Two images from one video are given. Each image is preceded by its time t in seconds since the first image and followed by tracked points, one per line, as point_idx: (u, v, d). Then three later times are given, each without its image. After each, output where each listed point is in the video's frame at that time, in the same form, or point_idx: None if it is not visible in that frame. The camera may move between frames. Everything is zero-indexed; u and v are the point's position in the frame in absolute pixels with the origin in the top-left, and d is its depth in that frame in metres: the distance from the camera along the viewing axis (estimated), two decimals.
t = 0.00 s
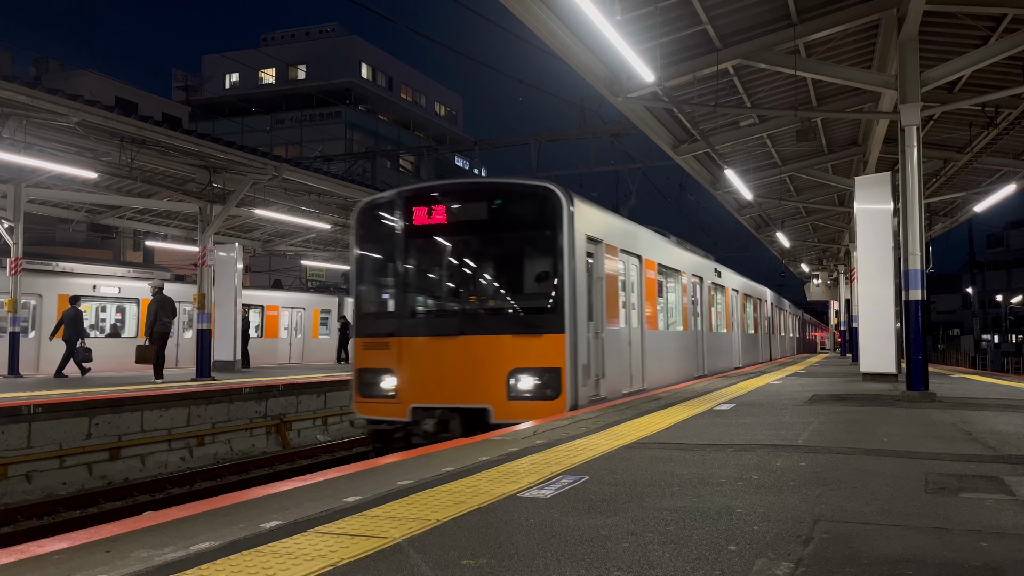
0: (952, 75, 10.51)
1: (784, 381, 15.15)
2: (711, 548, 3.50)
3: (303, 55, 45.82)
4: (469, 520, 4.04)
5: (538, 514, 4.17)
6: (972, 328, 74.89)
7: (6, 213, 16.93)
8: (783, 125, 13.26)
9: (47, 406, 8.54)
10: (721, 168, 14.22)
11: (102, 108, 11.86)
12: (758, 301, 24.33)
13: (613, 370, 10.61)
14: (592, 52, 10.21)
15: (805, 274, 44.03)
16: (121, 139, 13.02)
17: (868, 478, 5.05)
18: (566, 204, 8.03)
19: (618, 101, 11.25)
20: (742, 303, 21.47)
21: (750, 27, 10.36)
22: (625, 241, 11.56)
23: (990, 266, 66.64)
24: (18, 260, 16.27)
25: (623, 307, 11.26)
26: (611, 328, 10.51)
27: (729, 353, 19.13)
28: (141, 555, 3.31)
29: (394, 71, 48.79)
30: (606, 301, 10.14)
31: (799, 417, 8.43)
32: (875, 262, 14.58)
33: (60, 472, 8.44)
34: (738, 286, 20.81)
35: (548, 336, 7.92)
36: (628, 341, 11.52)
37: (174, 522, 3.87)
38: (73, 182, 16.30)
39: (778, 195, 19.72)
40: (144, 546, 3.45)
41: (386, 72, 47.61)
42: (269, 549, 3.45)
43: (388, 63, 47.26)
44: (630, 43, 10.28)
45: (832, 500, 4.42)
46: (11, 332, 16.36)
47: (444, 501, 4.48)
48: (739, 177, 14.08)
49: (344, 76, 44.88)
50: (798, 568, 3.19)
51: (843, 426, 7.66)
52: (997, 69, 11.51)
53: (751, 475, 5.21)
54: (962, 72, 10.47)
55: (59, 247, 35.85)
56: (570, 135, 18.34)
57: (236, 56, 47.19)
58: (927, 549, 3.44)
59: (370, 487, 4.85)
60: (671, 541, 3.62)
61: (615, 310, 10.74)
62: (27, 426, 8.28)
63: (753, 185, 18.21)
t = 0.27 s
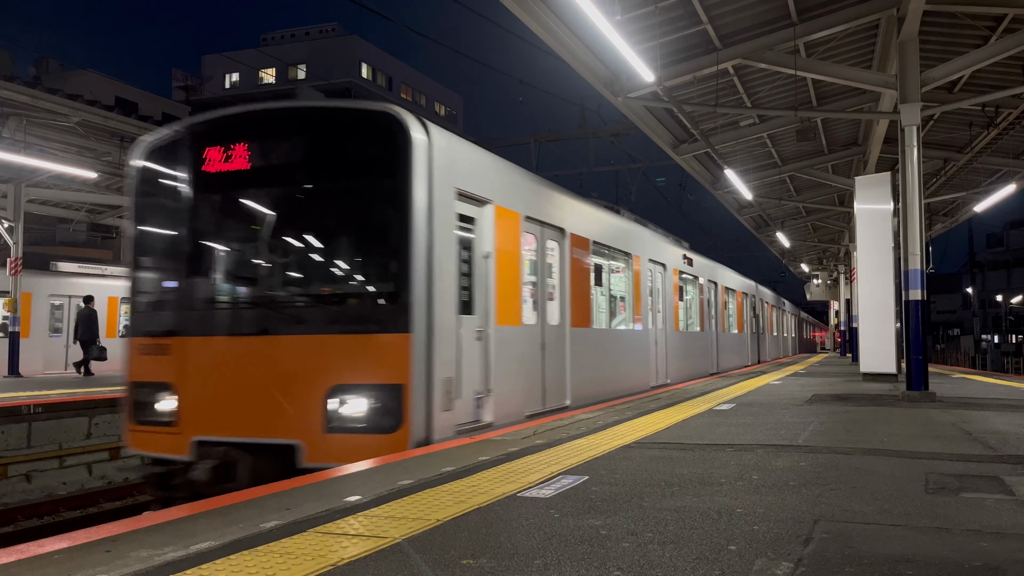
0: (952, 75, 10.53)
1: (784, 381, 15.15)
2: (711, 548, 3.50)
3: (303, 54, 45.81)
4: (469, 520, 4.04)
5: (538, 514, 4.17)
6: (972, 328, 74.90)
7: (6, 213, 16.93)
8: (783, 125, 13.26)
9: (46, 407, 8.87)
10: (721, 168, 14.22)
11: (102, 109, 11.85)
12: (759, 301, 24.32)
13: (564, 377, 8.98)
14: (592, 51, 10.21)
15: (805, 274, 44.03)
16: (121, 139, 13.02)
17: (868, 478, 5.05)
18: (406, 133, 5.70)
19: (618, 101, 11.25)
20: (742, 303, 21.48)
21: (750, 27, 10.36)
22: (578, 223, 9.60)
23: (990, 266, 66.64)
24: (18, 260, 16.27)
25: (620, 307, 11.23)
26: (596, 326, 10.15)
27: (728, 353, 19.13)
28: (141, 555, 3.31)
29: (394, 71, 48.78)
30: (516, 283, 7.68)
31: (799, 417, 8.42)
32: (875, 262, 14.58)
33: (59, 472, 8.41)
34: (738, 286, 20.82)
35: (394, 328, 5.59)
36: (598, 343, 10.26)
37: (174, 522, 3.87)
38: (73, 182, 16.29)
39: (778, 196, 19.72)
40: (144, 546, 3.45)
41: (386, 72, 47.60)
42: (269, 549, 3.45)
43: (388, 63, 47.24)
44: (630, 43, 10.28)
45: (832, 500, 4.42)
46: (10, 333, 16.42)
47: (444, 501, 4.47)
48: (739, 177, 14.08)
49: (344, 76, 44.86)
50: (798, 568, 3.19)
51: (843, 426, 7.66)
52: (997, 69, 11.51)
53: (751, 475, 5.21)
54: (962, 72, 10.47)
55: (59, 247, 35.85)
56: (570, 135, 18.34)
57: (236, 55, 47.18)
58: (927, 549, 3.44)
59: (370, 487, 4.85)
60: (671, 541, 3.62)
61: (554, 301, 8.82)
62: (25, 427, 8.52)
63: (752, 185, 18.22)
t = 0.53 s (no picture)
0: (952, 75, 10.54)
1: (784, 380, 15.14)
2: (711, 548, 3.50)
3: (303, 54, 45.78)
4: (469, 520, 4.03)
5: (538, 514, 4.16)
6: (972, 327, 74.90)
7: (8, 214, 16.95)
8: (783, 125, 13.25)
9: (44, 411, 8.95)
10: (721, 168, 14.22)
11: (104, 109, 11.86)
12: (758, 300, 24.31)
13: (525, 374, 8.13)
14: (592, 51, 10.21)
15: (805, 274, 44.05)
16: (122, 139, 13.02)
17: (868, 478, 5.04)
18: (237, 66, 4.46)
19: (618, 100, 11.25)
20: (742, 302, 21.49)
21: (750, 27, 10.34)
22: (539, 201, 8.60)
23: (990, 266, 66.64)
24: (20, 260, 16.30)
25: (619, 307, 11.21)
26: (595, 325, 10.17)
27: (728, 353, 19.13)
28: (141, 555, 3.31)
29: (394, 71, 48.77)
30: (458, 263, 6.90)
31: (799, 417, 8.41)
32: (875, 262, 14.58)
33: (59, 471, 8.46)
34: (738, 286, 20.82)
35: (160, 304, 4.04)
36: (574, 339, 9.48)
37: (174, 522, 3.87)
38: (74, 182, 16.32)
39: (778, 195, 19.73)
40: (144, 546, 3.45)
41: (387, 72, 47.60)
42: (269, 548, 3.45)
43: (388, 62, 47.23)
44: (630, 43, 10.27)
45: (833, 500, 4.42)
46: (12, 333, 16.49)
47: (443, 501, 4.47)
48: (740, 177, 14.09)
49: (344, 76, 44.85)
50: (798, 568, 3.19)
51: (843, 426, 7.66)
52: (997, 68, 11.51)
53: (751, 475, 5.20)
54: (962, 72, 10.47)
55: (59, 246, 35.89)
56: (571, 135, 18.34)
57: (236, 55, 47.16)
58: (927, 549, 3.43)
59: (370, 486, 4.84)
60: (672, 540, 3.62)
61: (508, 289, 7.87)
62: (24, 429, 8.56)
63: (752, 185, 18.21)
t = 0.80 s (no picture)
0: (952, 75, 10.55)
1: (783, 380, 15.15)
2: (711, 548, 3.50)
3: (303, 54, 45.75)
4: (468, 520, 4.03)
5: (537, 513, 4.17)
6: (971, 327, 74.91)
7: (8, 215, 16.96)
8: (783, 125, 13.27)
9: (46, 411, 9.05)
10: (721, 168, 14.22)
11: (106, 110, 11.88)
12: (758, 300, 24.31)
13: (522, 375, 8.07)
14: (592, 51, 10.22)
15: (805, 274, 44.07)
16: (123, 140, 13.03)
17: (868, 478, 5.05)
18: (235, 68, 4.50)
19: (618, 100, 11.25)
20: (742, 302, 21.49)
21: (750, 27, 10.34)
22: (537, 201, 8.54)
23: (990, 266, 66.65)
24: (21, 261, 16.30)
25: (619, 306, 11.21)
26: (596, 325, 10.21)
27: (728, 353, 19.13)
28: (140, 554, 3.31)
29: (394, 71, 48.72)
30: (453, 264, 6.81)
31: (799, 417, 8.40)
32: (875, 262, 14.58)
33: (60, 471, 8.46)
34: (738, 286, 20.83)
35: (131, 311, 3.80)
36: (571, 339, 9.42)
37: (175, 521, 3.87)
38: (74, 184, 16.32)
39: (778, 195, 19.74)
40: (143, 546, 3.45)
41: (387, 72, 47.58)
42: (268, 548, 3.45)
43: (388, 62, 47.20)
44: (630, 43, 10.28)
45: (833, 500, 4.42)
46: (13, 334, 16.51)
47: (443, 501, 4.47)
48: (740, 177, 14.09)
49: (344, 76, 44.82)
50: (798, 568, 3.19)
51: (843, 426, 7.66)
52: (997, 68, 11.51)
53: (750, 475, 5.20)
54: (962, 72, 10.48)
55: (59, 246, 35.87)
56: (571, 135, 18.34)
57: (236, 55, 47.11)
58: (927, 549, 3.43)
59: (369, 486, 4.85)
60: (671, 540, 3.62)
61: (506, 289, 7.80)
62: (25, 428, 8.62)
63: (752, 185, 18.22)
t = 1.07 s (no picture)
0: (953, 74, 10.54)
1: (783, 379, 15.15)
2: (711, 548, 3.50)
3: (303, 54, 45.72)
4: (468, 520, 4.03)
5: (537, 513, 4.17)
6: (971, 326, 74.91)
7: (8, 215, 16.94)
8: (783, 124, 13.26)
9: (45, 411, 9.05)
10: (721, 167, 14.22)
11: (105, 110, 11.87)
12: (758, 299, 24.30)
13: (521, 372, 8.05)
14: (592, 49, 10.21)
15: (805, 274, 44.07)
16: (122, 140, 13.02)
17: (868, 477, 5.04)
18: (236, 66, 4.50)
19: (618, 100, 11.25)
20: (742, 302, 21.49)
21: (750, 26, 10.34)
22: (536, 199, 8.52)
23: (990, 265, 66.65)
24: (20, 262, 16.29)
25: (619, 306, 11.22)
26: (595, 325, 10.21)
27: (728, 352, 19.12)
28: (140, 553, 3.31)
29: (394, 70, 48.69)
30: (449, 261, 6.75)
31: (799, 416, 8.40)
32: (875, 262, 14.58)
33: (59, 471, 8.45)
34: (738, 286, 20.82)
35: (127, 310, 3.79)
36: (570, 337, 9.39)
37: (175, 520, 3.87)
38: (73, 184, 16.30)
39: (778, 195, 19.74)
40: (143, 545, 3.45)
41: (387, 71, 47.55)
42: (268, 547, 3.45)
43: (388, 62, 47.18)
44: (630, 42, 10.28)
45: (832, 500, 4.41)
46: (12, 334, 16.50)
47: (443, 500, 4.47)
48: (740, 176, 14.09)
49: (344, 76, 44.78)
50: (798, 568, 3.19)
51: (843, 426, 7.66)
52: (997, 68, 11.51)
53: (750, 474, 5.20)
54: (962, 72, 10.48)
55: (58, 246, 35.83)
56: (571, 134, 18.33)
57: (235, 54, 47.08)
58: (927, 549, 3.43)
59: (369, 485, 4.85)
60: (671, 540, 3.62)
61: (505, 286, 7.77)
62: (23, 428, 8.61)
63: (752, 184, 18.21)
